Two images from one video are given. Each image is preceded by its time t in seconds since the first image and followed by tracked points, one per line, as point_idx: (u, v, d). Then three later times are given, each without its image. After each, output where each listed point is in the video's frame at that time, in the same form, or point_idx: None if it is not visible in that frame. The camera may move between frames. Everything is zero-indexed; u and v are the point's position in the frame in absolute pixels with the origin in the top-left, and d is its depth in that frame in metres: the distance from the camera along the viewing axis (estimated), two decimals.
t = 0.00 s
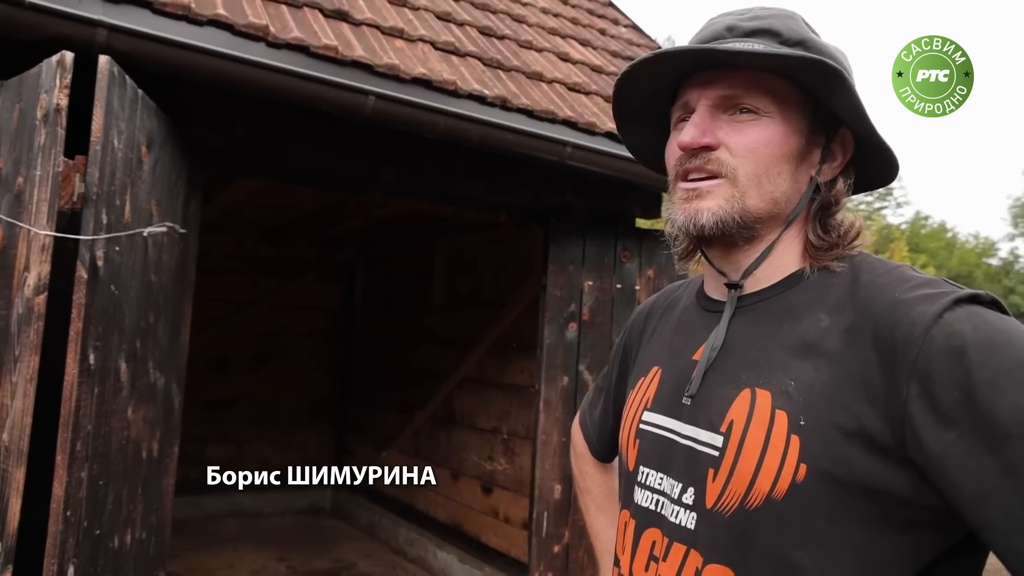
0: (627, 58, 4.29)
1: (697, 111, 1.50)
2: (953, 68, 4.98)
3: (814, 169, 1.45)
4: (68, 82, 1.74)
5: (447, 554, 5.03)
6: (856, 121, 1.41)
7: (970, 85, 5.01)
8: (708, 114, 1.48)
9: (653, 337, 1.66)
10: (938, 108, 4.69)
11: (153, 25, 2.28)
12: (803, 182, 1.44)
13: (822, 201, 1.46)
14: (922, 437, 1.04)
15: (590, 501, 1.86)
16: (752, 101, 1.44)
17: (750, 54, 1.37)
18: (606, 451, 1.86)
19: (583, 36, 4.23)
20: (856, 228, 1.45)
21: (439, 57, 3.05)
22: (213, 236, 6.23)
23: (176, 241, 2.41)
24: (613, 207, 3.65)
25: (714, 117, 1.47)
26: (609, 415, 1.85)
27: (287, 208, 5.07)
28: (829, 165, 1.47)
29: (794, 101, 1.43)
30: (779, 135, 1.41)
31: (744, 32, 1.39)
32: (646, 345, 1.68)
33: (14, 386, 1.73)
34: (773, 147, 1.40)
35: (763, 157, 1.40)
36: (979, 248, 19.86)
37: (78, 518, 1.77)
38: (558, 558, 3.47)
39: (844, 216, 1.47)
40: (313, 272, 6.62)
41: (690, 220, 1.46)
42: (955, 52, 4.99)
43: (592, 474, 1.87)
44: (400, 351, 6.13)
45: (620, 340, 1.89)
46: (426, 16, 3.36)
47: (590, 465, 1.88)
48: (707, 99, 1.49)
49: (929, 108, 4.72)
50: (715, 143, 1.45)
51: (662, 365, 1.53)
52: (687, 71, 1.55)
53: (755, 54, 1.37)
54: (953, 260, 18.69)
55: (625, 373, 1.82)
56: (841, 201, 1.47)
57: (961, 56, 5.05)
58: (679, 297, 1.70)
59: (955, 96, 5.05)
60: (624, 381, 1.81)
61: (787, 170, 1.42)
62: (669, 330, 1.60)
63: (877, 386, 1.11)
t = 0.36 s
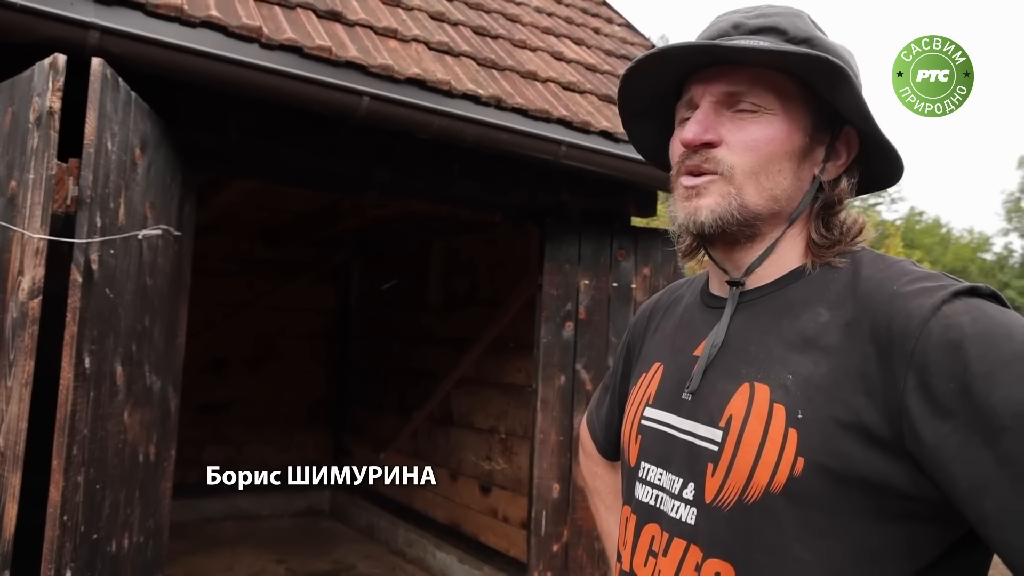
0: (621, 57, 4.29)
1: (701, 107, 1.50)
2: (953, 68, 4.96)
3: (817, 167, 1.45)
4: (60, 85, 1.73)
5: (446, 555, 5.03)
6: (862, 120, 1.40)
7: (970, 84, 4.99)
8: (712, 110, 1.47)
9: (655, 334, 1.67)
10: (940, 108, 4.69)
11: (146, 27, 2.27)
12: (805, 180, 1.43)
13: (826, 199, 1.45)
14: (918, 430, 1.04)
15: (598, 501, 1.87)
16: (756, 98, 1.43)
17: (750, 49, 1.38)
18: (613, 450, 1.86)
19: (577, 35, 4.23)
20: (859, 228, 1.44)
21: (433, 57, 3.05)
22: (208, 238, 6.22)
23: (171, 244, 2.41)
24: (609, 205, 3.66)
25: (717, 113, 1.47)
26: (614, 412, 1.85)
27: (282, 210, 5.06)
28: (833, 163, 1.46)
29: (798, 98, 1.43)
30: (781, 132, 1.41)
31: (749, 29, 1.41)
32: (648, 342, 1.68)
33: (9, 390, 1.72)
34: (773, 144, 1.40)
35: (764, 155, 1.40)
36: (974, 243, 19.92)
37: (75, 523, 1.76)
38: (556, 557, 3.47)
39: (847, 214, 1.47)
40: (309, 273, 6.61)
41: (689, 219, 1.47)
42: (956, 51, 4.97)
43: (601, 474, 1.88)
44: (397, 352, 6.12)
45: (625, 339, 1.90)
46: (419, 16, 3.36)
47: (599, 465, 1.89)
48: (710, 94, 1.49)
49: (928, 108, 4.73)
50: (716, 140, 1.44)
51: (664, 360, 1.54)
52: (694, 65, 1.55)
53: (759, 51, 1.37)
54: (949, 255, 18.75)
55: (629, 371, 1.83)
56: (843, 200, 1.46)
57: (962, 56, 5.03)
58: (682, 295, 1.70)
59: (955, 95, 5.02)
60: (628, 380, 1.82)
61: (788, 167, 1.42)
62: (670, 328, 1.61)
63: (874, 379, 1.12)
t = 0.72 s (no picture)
0: (614, 55, 4.29)
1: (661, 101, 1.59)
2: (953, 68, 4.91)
3: (746, 153, 1.41)
4: (50, 87, 1.72)
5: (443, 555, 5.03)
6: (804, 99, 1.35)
7: (969, 85, 4.85)
8: (661, 103, 1.57)
9: (652, 331, 1.66)
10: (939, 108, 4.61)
11: (136, 29, 2.26)
12: (731, 166, 1.42)
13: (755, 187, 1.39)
14: (903, 432, 1.04)
15: (599, 496, 1.85)
16: (689, 90, 1.50)
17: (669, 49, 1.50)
18: (611, 445, 1.85)
19: (569, 34, 4.22)
20: (787, 220, 1.33)
21: (425, 57, 3.04)
22: (202, 240, 6.20)
23: (164, 247, 2.40)
24: (603, 204, 3.65)
25: (665, 107, 1.55)
26: (615, 407, 1.84)
27: (276, 211, 5.04)
28: (766, 149, 1.38)
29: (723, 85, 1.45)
30: (700, 120, 1.45)
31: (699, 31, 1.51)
32: (645, 339, 1.68)
33: (1, 394, 1.71)
34: (689, 131, 1.46)
35: (681, 142, 1.46)
36: (968, 239, 19.99)
37: (69, 528, 1.75)
38: (554, 557, 3.47)
39: (792, 205, 1.35)
40: (304, 275, 6.59)
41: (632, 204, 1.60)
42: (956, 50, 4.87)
43: (599, 469, 1.86)
44: (393, 353, 6.11)
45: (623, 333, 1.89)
46: (411, 16, 3.35)
47: (598, 460, 1.87)
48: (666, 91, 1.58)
49: (928, 108, 4.72)
50: (652, 131, 1.54)
51: (658, 358, 1.54)
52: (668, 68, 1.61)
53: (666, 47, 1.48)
54: (943, 252, 18.81)
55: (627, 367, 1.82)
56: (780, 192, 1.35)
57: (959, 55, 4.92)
58: (678, 292, 1.69)
59: (954, 95, 4.89)
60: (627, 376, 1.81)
61: (710, 152, 1.44)
62: (665, 326, 1.60)
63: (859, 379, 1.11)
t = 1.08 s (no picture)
0: (607, 55, 4.29)
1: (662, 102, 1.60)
2: (953, 68, 4.98)
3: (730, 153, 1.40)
4: (41, 92, 1.71)
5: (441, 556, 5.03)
6: (783, 93, 1.34)
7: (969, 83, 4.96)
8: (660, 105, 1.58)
9: (662, 327, 1.66)
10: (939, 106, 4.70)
11: (127, 32, 2.25)
12: (717, 167, 1.42)
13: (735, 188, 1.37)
14: (903, 445, 1.02)
15: (615, 486, 1.88)
16: (678, 92, 1.50)
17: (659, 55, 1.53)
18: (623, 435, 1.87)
19: (562, 34, 4.22)
20: (765, 222, 1.30)
21: (418, 58, 3.04)
22: (197, 243, 6.19)
23: (158, 250, 2.40)
24: (598, 203, 3.66)
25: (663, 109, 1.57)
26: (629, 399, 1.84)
27: (270, 214, 5.03)
28: (748, 149, 1.36)
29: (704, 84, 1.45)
30: (686, 122, 1.46)
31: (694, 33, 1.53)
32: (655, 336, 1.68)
33: None
34: (676, 134, 1.47)
35: (669, 144, 1.48)
36: (961, 235, 20.08)
37: (65, 533, 1.75)
38: (552, 556, 3.47)
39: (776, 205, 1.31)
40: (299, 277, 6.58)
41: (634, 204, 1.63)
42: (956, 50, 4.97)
43: (614, 459, 1.89)
44: (389, 354, 6.10)
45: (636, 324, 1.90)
46: (403, 17, 3.34)
47: (613, 449, 1.90)
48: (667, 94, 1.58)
49: (928, 109, 4.74)
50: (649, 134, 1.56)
51: (666, 356, 1.54)
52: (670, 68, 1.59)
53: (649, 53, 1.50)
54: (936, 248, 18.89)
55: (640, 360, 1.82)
56: (761, 192, 1.32)
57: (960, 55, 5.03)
58: (687, 289, 1.69)
59: (954, 95, 5.02)
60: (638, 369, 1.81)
61: (696, 154, 1.45)
62: (673, 323, 1.61)
63: (860, 388, 1.09)
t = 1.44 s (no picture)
0: (604, 55, 4.29)
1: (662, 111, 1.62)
2: (953, 68, 5.00)
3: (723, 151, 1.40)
4: (37, 96, 1.71)
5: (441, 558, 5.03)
6: (767, 90, 1.33)
7: (969, 84, 5.00)
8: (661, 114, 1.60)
9: (668, 318, 1.63)
10: (940, 107, 4.72)
11: (122, 35, 2.25)
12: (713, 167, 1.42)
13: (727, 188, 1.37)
14: (908, 443, 1.01)
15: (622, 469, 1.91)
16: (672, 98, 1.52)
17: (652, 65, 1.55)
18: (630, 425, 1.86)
19: (558, 34, 4.22)
20: (755, 219, 1.31)
21: (414, 59, 3.04)
22: (195, 246, 6.18)
23: (155, 254, 2.39)
24: (595, 203, 3.66)
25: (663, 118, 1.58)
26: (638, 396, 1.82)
27: (268, 216, 5.03)
28: (738, 147, 1.36)
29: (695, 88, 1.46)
30: (680, 126, 1.47)
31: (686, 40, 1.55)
32: (659, 324, 1.66)
33: None
34: (673, 138, 1.48)
35: (667, 150, 1.49)
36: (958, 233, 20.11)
37: (63, 538, 1.74)
38: (553, 557, 3.47)
39: (768, 202, 1.31)
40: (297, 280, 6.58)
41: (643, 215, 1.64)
42: (956, 52, 5.00)
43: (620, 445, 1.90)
44: (388, 356, 6.10)
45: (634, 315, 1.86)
46: (400, 19, 3.34)
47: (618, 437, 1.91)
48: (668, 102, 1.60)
49: (928, 108, 4.74)
50: (651, 143, 1.58)
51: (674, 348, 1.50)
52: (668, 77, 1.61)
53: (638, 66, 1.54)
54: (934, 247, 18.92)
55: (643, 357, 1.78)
56: (752, 190, 1.32)
57: (960, 56, 5.06)
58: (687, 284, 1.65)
59: (954, 95, 5.05)
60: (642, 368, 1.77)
61: (692, 155, 1.45)
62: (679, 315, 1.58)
63: (863, 386, 1.08)
